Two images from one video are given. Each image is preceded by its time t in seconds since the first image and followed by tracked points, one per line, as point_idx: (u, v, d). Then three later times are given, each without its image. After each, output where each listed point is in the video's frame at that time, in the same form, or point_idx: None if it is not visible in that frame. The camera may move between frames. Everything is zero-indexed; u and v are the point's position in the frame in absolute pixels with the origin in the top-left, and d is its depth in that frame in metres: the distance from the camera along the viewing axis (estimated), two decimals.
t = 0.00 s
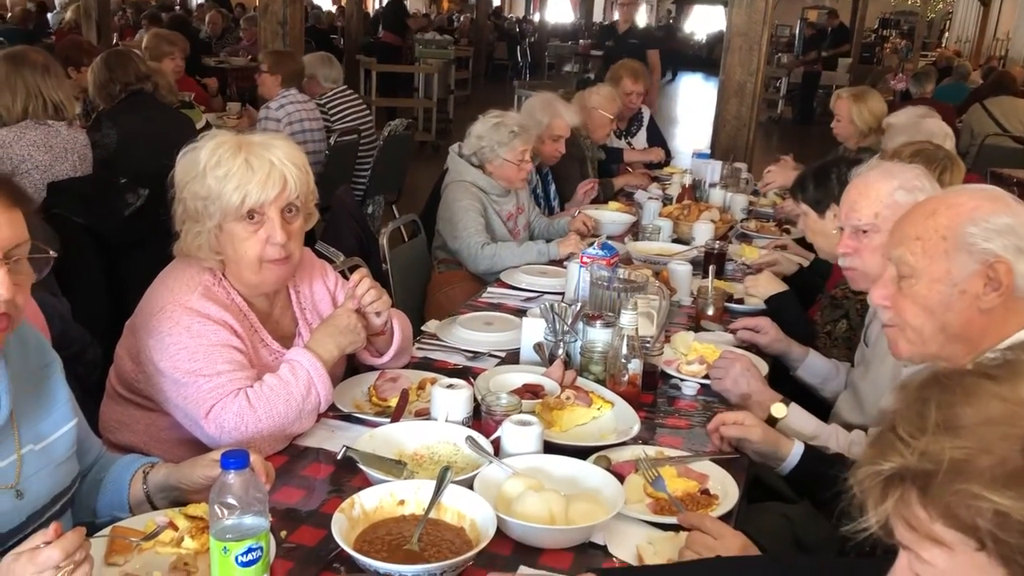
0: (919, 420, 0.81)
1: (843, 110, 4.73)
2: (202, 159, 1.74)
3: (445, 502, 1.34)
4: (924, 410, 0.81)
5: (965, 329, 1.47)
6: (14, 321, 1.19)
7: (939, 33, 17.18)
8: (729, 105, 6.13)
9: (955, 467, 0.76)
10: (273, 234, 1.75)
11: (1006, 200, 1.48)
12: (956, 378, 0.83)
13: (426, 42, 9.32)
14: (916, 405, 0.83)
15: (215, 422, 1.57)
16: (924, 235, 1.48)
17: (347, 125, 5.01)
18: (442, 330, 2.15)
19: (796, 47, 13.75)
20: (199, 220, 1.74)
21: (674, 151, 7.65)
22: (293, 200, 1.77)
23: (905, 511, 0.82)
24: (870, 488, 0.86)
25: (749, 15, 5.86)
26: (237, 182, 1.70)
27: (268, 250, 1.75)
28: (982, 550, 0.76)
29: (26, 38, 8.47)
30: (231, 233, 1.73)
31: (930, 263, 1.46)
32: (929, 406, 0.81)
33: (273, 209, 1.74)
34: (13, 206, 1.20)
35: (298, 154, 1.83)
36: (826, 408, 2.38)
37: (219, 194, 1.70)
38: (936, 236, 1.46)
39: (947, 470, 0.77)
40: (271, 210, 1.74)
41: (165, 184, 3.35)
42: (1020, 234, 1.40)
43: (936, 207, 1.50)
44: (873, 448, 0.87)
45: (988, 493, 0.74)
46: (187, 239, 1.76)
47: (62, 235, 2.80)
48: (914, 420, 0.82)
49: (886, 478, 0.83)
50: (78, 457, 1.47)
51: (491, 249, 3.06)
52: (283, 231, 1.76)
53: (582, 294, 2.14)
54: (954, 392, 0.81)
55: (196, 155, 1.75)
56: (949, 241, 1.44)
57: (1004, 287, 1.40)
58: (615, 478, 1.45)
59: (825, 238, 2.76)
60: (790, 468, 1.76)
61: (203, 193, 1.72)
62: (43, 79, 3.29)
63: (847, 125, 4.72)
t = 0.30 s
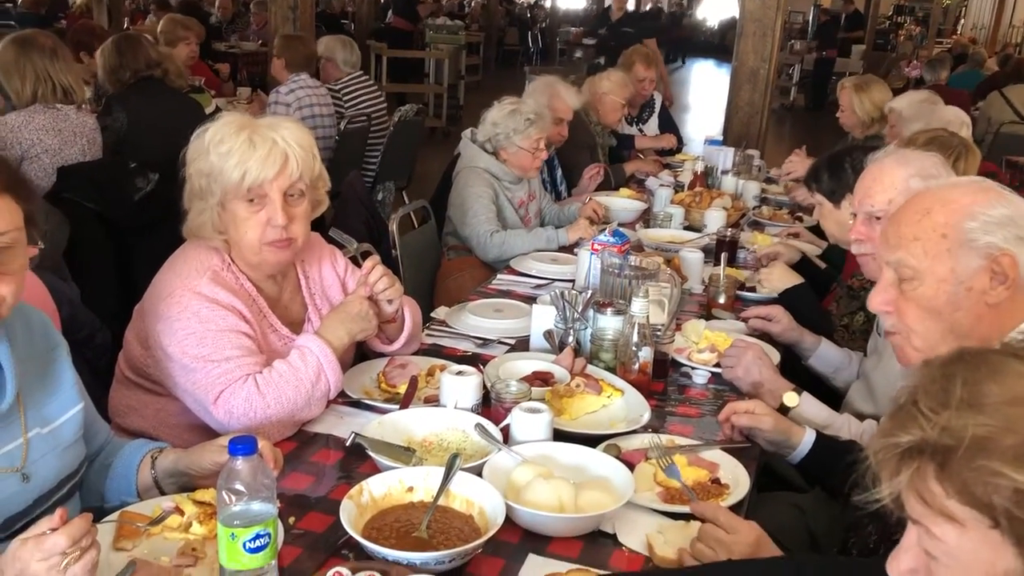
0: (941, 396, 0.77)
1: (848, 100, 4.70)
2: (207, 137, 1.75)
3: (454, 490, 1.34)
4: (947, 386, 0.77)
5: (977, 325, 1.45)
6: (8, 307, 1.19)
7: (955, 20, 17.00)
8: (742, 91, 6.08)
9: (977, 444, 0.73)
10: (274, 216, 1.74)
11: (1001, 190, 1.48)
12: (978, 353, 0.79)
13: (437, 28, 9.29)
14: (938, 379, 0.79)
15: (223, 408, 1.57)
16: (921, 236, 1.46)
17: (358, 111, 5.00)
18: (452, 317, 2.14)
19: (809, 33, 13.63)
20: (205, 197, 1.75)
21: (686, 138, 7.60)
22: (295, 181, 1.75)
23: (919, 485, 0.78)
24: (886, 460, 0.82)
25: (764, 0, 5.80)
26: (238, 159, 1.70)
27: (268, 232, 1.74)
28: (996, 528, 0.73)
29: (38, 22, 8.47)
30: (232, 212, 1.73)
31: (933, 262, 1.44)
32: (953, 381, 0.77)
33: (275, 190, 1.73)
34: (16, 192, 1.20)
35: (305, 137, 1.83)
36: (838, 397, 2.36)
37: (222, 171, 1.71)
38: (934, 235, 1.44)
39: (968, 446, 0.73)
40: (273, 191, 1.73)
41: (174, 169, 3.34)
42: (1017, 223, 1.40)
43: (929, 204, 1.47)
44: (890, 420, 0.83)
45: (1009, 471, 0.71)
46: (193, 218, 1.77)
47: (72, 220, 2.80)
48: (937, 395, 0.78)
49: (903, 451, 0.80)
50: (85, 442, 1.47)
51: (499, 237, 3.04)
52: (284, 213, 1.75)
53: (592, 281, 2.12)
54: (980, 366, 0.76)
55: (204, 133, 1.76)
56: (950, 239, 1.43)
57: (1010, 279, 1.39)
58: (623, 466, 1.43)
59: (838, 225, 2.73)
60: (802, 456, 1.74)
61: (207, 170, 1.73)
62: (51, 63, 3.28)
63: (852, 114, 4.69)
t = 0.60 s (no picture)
0: (956, 379, 0.76)
1: (854, 86, 4.66)
2: (213, 113, 1.75)
3: (462, 472, 1.33)
4: (964, 368, 0.76)
5: (958, 312, 1.45)
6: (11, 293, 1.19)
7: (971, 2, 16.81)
8: (754, 74, 6.04)
9: (991, 429, 0.71)
10: (270, 197, 1.73)
11: (981, 176, 1.47)
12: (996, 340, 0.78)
13: (446, 9, 9.22)
14: (953, 362, 0.78)
15: (231, 389, 1.57)
16: (900, 225, 1.46)
17: (367, 93, 4.98)
18: (460, 300, 2.13)
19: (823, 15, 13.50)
20: (210, 173, 1.76)
21: (697, 121, 7.56)
22: (293, 162, 1.74)
23: (927, 469, 0.76)
24: (894, 441, 0.81)
25: None
26: (236, 137, 1.70)
27: (266, 213, 1.73)
28: (1004, 516, 0.71)
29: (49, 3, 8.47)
30: (232, 190, 1.73)
31: (912, 250, 1.45)
32: (969, 364, 0.76)
33: (272, 169, 1.72)
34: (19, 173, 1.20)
35: (312, 119, 1.80)
36: (848, 382, 2.35)
37: (222, 149, 1.71)
38: (912, 223, 1.45)
39: (982, 430, 0.72)
40: (270, 171, 1.72)
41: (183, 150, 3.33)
42: (999, 210, 1.39)
43: (908, 192, 1.48)
44: (899, 402, 0.81)
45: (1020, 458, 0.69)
46: (199, 192, 1.79)
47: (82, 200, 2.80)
48: (950, 377, 0.76)
49: (914, 432, 0.78)
50: (92, 422, 1.47)
51: (508, 220, 3.03)
52: (280, 194, 1.74)
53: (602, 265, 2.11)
54: (998, 351, 0.75)
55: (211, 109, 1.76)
56: (927, 226, 1.43)
57: (990, 266, 1.38)
58: (631, 450, 1.43)
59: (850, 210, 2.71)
60: (808, 439, 1.74)
61: (210, 147, 1.74)
62: (59, 43, 3.29)
63: (856, 101, 4.64)
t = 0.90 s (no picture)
0: (980, 361, 0.73)
1: (860, 72, 4.63)
2: (219, 93, 1.74)
3: (469, 456, 1.32)
4: (988, 352, 0.73)
5: (965, 299, 1.42)
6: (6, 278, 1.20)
7: None
8: (766, 56, 5.99)
9: (1015, 416, 0.69)
10: (274, 178, 1.71)
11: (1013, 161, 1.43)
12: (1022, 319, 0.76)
13: None
14: (976, 343, 0.75)
15: (238, 371, 1.56)
16: (913, 208, 1.45)
17: (376, 75, 4.95)
18: (468, 283, 2.12)
19: None
20: (214, 154, 1.75)
21: (708, 104, 7.51)
22: (297, 143, 1.72)
23: (946, 454, 0.75)
24: (911, 424, 0.79)
25: None
26: (241, 117, 1.69)
27: (269, 194, 1.72)
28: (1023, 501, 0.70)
29: None
30: (236, 170, 1.72)
31: (922, 235, 1.43)
32: (994, 346, 0.73)
33: (276, 151, 1.71)
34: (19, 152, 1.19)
35: (319, 100, 1.79)
36: (859, 367, 2.33)
37: (228, 130, 1.70)
38: (923, 207, 1.43)
39: (1005, 415, 0.70)
40: (275, 152, 1.71)
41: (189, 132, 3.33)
42: (1011, 199, 1.35)
43: (925, 174, 1.46)
44: (917, 383, 0.79)
45: None
46: (205, 172, 1.78)
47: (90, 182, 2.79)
48: (974, 359, 0.74)
49: (933, 415, 0.76)
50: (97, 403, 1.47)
51: (516, 204, 3.01)
52: (285, 175, 1.73)
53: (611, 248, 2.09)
54: None
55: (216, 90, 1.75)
56: (939, 212, 1.41)
57: (998, 256, 1.35)
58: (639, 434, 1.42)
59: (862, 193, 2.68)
60: (822, 422, 1.73)
61: (215, 127, 1.73)
62: (64, 24, 3.21)
63: (865, 86, 4.59)
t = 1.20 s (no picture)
0: (994, 338, 0.73)
1: (867, 56, 4.59)
2: (234, 80, 1.68)
3: (475, 440, 1.32)
4: (1003, 330, 0.72)
5: (971, 282, 1.42)
6: (36, 266, 1.19)
7: None
8: (775, 40, 5.95)
9: None
10: (305, 163, 1.72)
11: (1019, 143, 1.41)
12: None
13: None
14: (990, 321, 0.74)
15: (240, 357, 1.57)
16: (921, 188, 1.43)
17: (383, 58, 4.94)
18: (474, 268, 2.11)
19: None
20: (225, 143, 1.70)
21: (717, 89, 7.46)
22: (326, 128, 1.74)
23: (958, 433, 0.74)
24: (924, 403, 0.78)
25: None
26: (273, 109, 1.66)
27: (299, 179, 1.73)
28: None
29: None
30: (260, 158, 1.70)
31: (929, 216, 1.42)
32: (1008, 326, 0.72)
33: (308, 137, 1.71)
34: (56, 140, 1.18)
35: (326, 77, 1.78)
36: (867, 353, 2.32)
37: (253, 118, 1.67)
38: (933, 188, 1.41)
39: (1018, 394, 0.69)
40: (306, 138, 1.71)
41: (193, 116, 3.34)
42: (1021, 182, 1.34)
43: (934, 155, 1.45)
44: (930, 361, 0.79)
45: None
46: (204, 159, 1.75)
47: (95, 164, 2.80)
48: (986, 339, 0.73)
49: (946, 393, 0.75)
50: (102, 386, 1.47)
51: (522, 188, 2.99)
52: (315, 159, 1.73)
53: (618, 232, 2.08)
54: None
55: (225, 74, 1.70)
56: (947, 193, 1.39)
57: (1005, 240, 1.34)
58: (645, 419, 1.41)
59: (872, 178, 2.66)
60: (830, 412, 1.71)
61: (235, 116, 1.68)
62: (60, 4, 3.24)
63: (871, 71, 4.55)
